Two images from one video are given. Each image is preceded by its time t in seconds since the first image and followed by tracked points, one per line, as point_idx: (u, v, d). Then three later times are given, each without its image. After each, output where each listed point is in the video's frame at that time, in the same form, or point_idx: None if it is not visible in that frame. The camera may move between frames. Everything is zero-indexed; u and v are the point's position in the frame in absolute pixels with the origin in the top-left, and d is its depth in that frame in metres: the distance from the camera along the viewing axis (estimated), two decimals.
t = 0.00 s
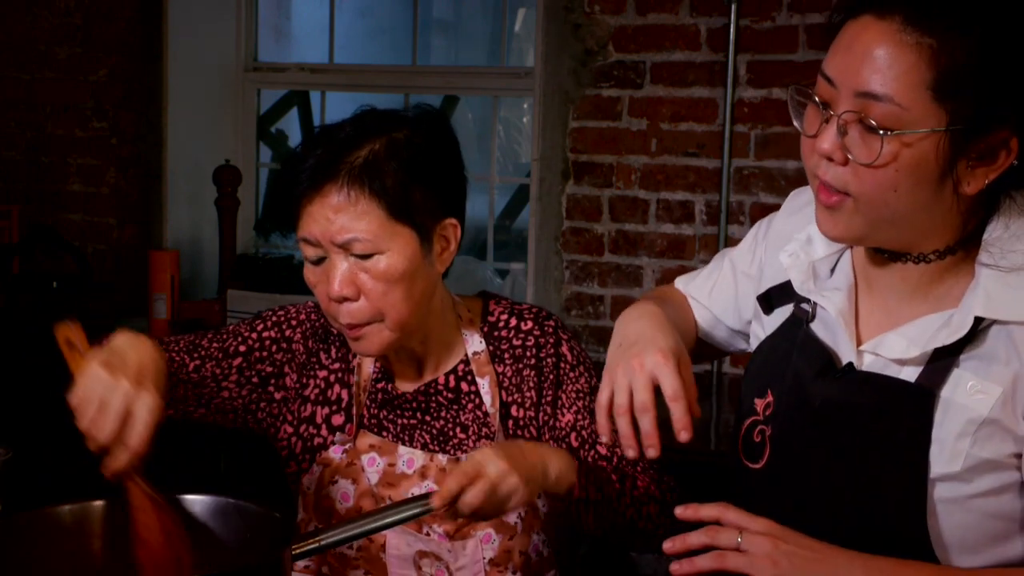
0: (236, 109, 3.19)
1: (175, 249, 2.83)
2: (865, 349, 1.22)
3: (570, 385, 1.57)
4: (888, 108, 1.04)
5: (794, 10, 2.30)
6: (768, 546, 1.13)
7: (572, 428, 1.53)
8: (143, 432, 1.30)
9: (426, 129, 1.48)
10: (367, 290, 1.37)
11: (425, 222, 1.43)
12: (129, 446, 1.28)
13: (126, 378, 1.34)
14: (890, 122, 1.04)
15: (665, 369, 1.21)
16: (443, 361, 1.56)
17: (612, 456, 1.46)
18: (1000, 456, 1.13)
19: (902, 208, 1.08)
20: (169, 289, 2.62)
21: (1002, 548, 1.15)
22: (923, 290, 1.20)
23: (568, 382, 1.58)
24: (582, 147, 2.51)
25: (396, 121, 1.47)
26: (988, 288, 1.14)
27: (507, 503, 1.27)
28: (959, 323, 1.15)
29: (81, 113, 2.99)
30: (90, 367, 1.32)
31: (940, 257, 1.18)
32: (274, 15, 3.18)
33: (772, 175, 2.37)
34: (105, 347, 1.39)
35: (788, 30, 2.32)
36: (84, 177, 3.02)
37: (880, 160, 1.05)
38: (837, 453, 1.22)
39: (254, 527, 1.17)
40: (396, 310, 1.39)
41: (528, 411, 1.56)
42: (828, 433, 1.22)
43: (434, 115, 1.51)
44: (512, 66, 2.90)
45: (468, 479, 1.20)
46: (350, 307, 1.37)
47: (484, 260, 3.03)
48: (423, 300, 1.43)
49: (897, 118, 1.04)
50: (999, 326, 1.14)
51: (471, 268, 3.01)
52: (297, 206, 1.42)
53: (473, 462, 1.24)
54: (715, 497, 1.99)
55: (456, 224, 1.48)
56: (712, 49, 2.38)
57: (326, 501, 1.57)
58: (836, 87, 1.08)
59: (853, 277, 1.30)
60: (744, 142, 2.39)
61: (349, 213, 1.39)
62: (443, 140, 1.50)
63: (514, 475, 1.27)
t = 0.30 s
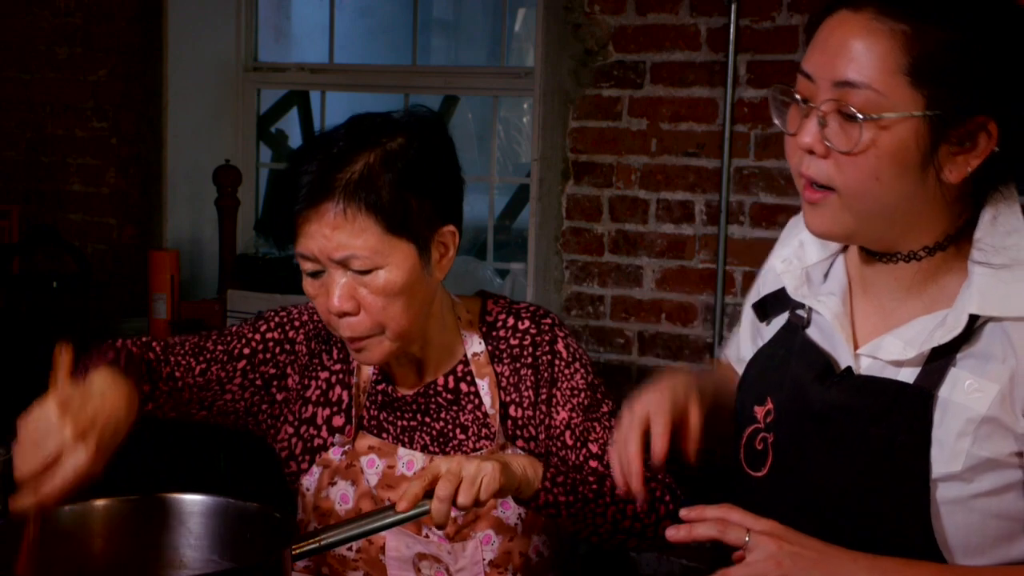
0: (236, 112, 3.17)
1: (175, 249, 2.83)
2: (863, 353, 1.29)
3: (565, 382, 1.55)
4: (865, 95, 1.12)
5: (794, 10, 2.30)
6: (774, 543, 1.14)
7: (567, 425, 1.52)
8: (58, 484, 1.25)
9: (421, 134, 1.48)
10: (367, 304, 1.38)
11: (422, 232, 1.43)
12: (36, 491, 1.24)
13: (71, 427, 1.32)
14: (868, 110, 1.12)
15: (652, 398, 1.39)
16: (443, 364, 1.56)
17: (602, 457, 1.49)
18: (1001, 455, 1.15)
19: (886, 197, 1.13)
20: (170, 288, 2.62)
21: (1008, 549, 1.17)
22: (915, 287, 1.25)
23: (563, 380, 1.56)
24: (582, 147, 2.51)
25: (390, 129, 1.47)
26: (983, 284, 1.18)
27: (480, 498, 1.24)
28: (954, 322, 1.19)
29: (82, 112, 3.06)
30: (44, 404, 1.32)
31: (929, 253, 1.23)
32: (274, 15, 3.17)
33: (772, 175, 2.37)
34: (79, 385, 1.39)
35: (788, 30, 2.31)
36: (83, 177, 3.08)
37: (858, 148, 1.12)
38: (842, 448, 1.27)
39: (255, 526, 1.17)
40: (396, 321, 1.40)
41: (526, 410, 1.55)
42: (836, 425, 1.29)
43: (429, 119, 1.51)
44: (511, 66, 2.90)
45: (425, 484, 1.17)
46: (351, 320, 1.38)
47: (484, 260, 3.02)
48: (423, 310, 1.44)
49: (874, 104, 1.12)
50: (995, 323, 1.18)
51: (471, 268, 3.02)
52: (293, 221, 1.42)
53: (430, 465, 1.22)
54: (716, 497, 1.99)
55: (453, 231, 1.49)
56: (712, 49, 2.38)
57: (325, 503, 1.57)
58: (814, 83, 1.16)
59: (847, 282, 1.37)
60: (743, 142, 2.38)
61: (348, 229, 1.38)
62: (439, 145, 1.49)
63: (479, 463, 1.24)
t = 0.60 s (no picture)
0: (236, 109, 3.17)
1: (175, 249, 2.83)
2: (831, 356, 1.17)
3: (565, 383, 1.55)
4: (776, 87, 1.07)
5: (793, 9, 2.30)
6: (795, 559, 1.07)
7: (567, 426, 1.53)
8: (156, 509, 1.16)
9: (427, 131, 1.48)
10: (369, 296, 1.38)
11: (426, 227, 1.43)
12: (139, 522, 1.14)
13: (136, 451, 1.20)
14: (781, 100, 1.07)
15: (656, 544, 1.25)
16: (444, 364, 1.56)
17: (601, 458, 1.48)
18: (988, 430, 1.05)
19: (818, 182, 1.06)
20: (170, 288, 2.62)
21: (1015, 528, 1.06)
22: (867, 281, 1.16)
23: (563, 380, 1.56)
24: (581, 147, 2.51)
25: (397, 126, 1.47)
26: (935, 267, 1.10)
27: (479, 499, 1.23)
28: (914, 309, 1.11)
29: (82, 112, 3.04)
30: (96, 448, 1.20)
31: (876, 241, 1.13)
32: (274, 15, 3.17)
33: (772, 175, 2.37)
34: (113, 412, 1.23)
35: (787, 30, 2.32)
36: (84, 177, 3.05)
37: (779, 139, 1.06)
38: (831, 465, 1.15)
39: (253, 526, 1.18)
40: (398, 317, 1.39)
41: (527, 411, 1.55)
42: (816, 443, 1.17)
43: (434, 117, 1.51)
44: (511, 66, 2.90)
45: (424, 484, 1.18)
46: (352, 313, 1.38)
47: (484, 260, 3.02)
48: (426, 307, 1.43)
49: (785, 94, 1.07)
50: (955, 301, 1.09)
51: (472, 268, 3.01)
52: (299, 214, 1.42)
53: (430, 465, 1.22)
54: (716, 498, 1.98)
55: (458, 230, 1.49)
56: (712, 49, 2.39)
57: (326, 503, 1.56)
58: (730, 89, 1.12)
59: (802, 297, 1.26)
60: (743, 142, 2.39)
61: (353, 220, 1.39)
62: (446, 143, 1.50)
63: (479, 462, 1.24)
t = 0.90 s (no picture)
0: (236, 111, 3.17)
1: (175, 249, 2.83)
2: (793, 375, 1.18)
3: (567, 385, 1.56)
4: (681, 111, 1.08)
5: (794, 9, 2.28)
6: None
7: (567, 428, 1.53)
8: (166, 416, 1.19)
9: (432, 131, 1.48)
10: (377, 299, 1.38)
11: (432, 230, 1.43)
12: (150, 426, 1.17)
13: (150, 358, 1.25)
14: (686, 123, 1.08)
15: None
16: (448, 363, 1.56)
17: (599, 461, 1.49)
18: (958, 423, 1.07)
19: (742, 198, 1.06)
20: (169, 289, 2.62)
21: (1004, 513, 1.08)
22: (814, 291, 1.19)
23: (566, 381, 1.56)
24: (582, 147, 2.51)
25: (401, 126, 1.47)
26: (879, 267, 1.13)
27: (480, 499, 1.23)
28: (867, 311, 1.13)
29: (82, 113, 3.02)
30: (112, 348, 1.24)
31: (815, 248, 1.15)
32: (274, 15, 3.17)
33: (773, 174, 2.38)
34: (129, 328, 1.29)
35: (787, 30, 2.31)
36: (84, 177, 3.05)
37: (694, 161, 1.07)
38: (826, 474, 1.14)
39: (253, 527, 1.17)
40: (405, 318, 1.40)
41: (529, 410, 1.55)
42: (798, 456, 1.16)
43: (437, 115, 1.51)
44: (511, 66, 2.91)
45: (425, 483, 1.17)
46: (359, 315, 1.38)
47: (484, 260, 3.02)
48: (433, 306, 1.44)
49: (691, 116, 1.08)
50: (905, 299, 1.12)
51: (472, 268, 3.01)
52: (303, 217, 1.42)
53: (431, 464, 1.22)
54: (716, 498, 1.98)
55: (463, 230, 1.49)
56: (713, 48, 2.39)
57: (328, 500, 1.58)
58: (639, 123, 1.12)
59: (757, 321, 1.28)
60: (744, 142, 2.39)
61: (360, 224, 1.38)
62: (450, 142, 1.50)
63: (479, 462, 1.24)
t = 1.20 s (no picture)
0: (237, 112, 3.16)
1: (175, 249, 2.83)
2: (764, 389, 1.22)
3: (565, 383, 1.56)
4: (632, 134, 1.12)
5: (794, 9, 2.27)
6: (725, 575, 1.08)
7: (566, 426, 1.53)
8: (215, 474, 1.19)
9: (426, 128, 1.48)
10: (372, 293, 1.38)
11: (425, 220, 1.42)
12: (201, 483, 1.18)
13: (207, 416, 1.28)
14: (637, 146, 1.12)
15: None
16: (446, 359, 1.56)
17: (597, 460, 1.48)
18: (920, 427, 1.08)
19: (697, 216, 1.10)
20: (170, 289, 2.62)
21: (975, 512, 1.09)
22: (776, 302, 1.23)
23: (565, 380, 1.56)
24: (581, 147, 2.50)
25: (397, 123, 1.47)
26: (835, 275, 1.15)
27: (480, 499, 1.23)
28: (822, 322, 1.17)
29: (82, 112, 3.01)
30: (170, 402, 1.26)
31: (774, 259, 1.19)
32: (274, 15, 3.17)
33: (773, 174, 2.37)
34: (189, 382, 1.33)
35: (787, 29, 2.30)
36: (84, 177, 3.04)
37: (646, 183, 1.11)
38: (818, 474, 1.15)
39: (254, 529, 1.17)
40: (400, 312, 1.40)
41: (528, 408, 1.55)
42: (781, 462, 1.18)
43: (434, 114, 1.51)
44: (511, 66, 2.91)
45: (425, 483, 1.17)
46: (353, 309, 1.38)
47: (484, 260, 3.02)
48: (430, 302, 1.44)
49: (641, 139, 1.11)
50: (861, 306, 1.14)
51: (472, 268, 3.01)
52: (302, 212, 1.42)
53: (431, 463, 1.22)
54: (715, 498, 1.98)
55: (458, 225, 1.49)
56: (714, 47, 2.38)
57: (329, 498, 1.57)
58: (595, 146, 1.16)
59: (728, 334, 1.32)
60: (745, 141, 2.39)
61: (354, 218, 1.39)
62: (446, 140, 1.50)
63: (479, 462, 1.24)
